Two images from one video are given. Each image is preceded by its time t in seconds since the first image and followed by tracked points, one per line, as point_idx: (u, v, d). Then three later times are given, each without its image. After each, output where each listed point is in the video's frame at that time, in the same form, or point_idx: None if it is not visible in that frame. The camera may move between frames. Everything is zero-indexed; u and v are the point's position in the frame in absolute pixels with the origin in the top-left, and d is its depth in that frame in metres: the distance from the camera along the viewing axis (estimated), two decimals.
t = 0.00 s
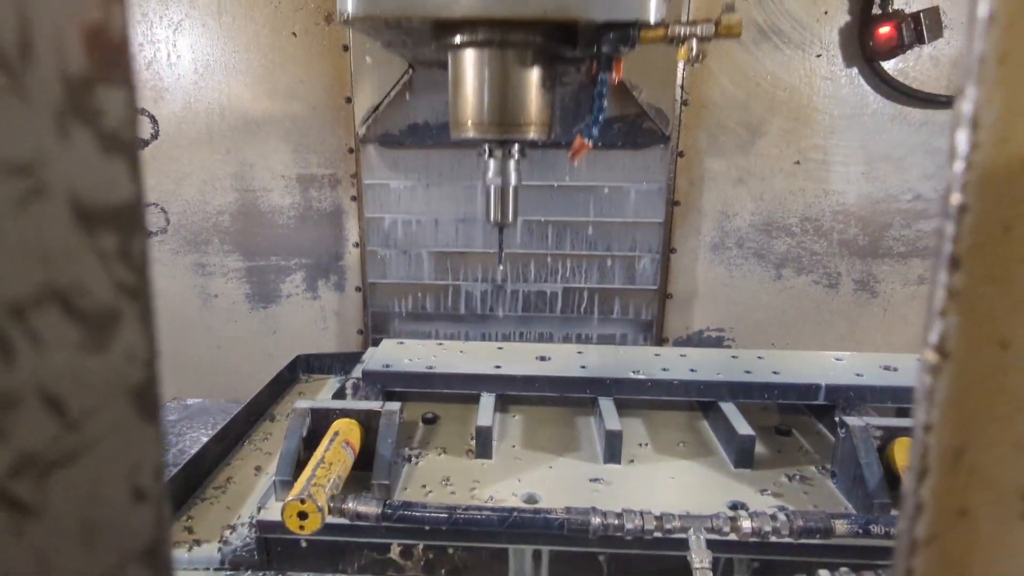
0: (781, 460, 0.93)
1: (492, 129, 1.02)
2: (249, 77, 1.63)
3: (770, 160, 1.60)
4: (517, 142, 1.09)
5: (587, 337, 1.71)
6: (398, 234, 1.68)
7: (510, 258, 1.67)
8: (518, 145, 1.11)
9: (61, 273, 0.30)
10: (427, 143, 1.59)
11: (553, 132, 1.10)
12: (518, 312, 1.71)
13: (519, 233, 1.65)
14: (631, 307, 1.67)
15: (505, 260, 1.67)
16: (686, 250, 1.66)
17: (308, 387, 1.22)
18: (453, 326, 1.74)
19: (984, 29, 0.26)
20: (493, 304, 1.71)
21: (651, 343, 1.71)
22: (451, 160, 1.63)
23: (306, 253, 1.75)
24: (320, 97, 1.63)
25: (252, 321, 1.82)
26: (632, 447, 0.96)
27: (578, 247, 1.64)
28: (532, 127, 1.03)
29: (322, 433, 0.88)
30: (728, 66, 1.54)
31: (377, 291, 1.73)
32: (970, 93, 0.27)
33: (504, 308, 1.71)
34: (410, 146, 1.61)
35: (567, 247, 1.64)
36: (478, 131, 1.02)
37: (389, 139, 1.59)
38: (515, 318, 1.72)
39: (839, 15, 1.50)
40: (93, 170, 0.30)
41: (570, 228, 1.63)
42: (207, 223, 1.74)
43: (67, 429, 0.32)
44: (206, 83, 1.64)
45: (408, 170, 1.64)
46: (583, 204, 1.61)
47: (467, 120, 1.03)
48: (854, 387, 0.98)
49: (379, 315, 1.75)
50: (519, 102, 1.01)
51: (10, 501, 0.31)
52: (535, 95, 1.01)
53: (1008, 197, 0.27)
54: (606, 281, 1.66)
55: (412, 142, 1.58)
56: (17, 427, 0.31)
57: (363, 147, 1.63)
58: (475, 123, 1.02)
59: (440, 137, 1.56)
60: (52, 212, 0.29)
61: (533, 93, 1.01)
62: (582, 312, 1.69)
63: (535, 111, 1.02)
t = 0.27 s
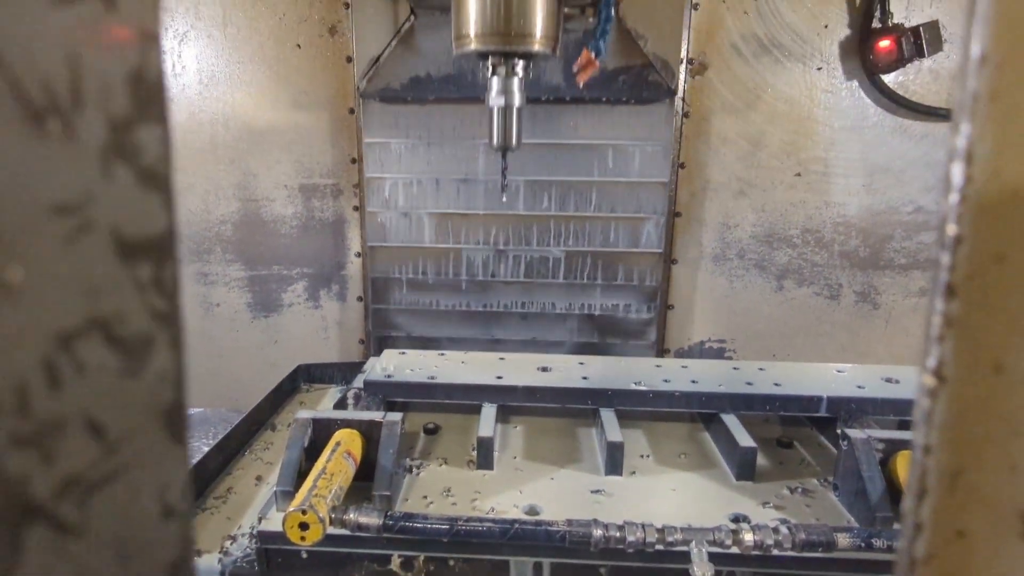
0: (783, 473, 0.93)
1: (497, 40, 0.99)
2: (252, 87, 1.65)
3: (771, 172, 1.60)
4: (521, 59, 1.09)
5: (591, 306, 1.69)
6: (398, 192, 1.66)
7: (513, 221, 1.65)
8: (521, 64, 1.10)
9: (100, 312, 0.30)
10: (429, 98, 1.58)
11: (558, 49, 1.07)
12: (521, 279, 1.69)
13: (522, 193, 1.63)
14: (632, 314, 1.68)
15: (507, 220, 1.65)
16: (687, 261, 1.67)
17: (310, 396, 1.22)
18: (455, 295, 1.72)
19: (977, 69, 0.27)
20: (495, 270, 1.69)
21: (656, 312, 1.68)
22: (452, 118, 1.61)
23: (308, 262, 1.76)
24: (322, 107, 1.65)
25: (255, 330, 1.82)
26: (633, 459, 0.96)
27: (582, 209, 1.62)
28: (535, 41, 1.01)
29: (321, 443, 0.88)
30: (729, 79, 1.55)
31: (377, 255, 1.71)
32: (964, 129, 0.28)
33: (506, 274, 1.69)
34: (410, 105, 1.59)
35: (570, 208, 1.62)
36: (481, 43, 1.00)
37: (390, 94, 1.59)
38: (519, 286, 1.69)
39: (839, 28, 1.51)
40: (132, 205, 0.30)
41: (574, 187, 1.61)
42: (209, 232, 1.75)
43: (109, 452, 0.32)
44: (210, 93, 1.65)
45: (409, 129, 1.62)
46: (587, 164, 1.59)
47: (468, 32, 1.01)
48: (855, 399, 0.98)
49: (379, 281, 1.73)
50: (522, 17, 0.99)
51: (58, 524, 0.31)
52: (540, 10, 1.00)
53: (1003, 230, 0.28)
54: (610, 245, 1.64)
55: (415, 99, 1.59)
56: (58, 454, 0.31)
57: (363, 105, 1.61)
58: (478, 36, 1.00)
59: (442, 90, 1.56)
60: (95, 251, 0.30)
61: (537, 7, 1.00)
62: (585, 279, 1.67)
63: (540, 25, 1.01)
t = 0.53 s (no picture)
0: (783, 489, 0.92)
1: None
2: (253, 102, 1.66)
3: (769, 186, 1.61)
4: None
5: (593, 275, 1.67)
6: (398, 153, 1.64)
7: (514, 183, 1.63)
8: None
9: (109, 367, 0.30)
10: (429, 54, 1.58)
11: None
12: (521, 246, 1.67)
13: (523, 155, 1.61)
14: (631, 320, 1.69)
15: (507, 182, 1.63)
16: (686, 276, 1.68)
17: (308, 410, 1.21)
18: (454, 266, 1.70)
19: (969, 121, 0.26)
20: (495, 237, 1.67)
21: (658, 283, 1.66)
22: (451, 76, 1.59)
23: (308, 276, 1.76)
24: (322, 122, 1.66)
25: (253, 344, 1.82)
26: (633, 475, 0.95)
27: (583, 171, 1.61)
28: None
29: (319, 458, 0.87)
30: (727, 95, 1.57)
31: (374, 221, 1.69)
32: (957, 179, 0.26)
33: (507, 241, 1.67)
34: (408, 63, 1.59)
35: (572, 170, 1.61)
36: None
37: (390, 49, 1.58)
38: (519, 254, 1.67)
39: (835, 45, 1.53)
40: (142, 260, 0.30)
41: (575, 149, 1.60)
42: (209, 245, 1.75)
43: (115, 507, 0.32)
44: (211, 108, 1.66)
45: (409, 90, 1.61)
46: (588, 124, 1.58)
47: None
48: (855, 414, 0.97)
49: (378, 250, 1.71)
50: None
51: None
52: None
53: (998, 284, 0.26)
54: (611, 209, 1.62)
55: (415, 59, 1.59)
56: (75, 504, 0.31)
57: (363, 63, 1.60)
58: None
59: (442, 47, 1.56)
60: (108, 308, 0.30)
61: None
62: (586, 247, 1.65)
63: None
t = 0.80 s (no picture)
0: (780, 506, 0.92)
1: None
2: (249, 116, 1.66)
3: (764, 201, 1.62)
4: None
5: (591, 243, 1.65)
6: (394, 114, 1.62)
7: (511, 147, 1.62)
8: None
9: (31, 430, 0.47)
10: (424, 13, 1.57)
11: None
12: (518, 213, 1.65)
13: (520, 118, 1.60)
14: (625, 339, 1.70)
15: (504, 145, 1.62)
16: (682, 289, 1.68)
17: (302, 426, 1.20)
18: (450, 233, 1.68)
19: (956, 161, 0.28)
20: (491, 203, 1.65)
21: (657, 250, 1.64)
22: (447, 37, 1.59)
23: (304, 289, 1.76)
24: (318, 136, 1.66)
25: (248, 358, 1.81)
26: (629, 492, 0.94)
27: (580, 134, 1.60)
28: None
29: (311, 476, 0.86)
30: (721, 110, 1.58)
31: (369, 186, 1.67)
32: (944, 223, 0.29)
33: (504, 208, 1.65)
34: (404, 20, 1.58)
35: (569, 133, 1.60)
36: None
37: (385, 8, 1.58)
38: (516, 220, 1.65)
39: (827, 60, 1.54)
40: (78, 322, 0.47)
41: (573, 111, 1.59)
42: (205, 259, 1.75)
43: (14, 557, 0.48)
44: (207, 122, 1.67)
45: (405, 52, 1.60)
46: (585, 85, 1.57)
47: None
48: (852, 430, 0.97)
49: (373, 216, 1.69)
50: None
51: None
52: None
53: (979, 331, 0.29)
54: (609, 174, 1.61)
55: (411, 16, 1.58)
56: (47, 472, 0.48)
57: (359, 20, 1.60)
58: None
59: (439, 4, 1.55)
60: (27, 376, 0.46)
61: None
62: (584, 212, 1.63)
63: None
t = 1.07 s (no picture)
0: (778, 518, 0.91)
1: None
2: (246, 126, 1.66)
3: (760, 210, 1.62)
4: None
5: (589, 236, 1.63)
6: (389, 105, 1.61)
7: (509, 138, 1.60)
8: None
9: None
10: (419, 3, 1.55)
11: None
12: (515, 205, 1.63)
13: (517, 109, 1.59)
14: (623, 353, 1.68)
15: (501, 137, 1.60)
16: (679, 299, 1.68)
17: (298, 437, 1.20)
18: (447, 228, 1.66)
19: (936, 177, 0.27)
20: (489, 195, 1.63)
21: (656, 243, 1.63)
22: (443, 27, 1.57)
23: (300, 300, 1.75)
24: (316, 146, 1.66)
25: (244, 369, 1.80)
26: (626, 503, 0.94)
27: (578, 124, 1.58)
28: None
29: (305, 488, 0.86)
30: (717, 120, 1.58)
31: (365, 177, 1.65)
32: (924, 243, 0.28)
33: (501, 200, 1.63)
34: (399, 10, 1.56)
35: (566, 124, 1.58)
36: None
37: None
38: (514, 212, 1.64)
39: (823, 70, 1.55)
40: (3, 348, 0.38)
41: (571, 100, 1.57)
42: (202, 268, 1.75)
43: None
44: (204, 132, 1.67)
45: (401, 42, 1.58)
46: (583, 75, 1.56)
47: None
48: (850, 440, 0.97)
49: (369, 208, 1.67)
50: None
51: None
52: None
53: (967, 352, 0.28)
54: (607, 166, 1.59)
55: (406, 6, 1.56)
56: None
57: (354, 10, 1.58)
58: None
59: None
60: None
61: None
62: (582, 205, 1.62)
63: None
